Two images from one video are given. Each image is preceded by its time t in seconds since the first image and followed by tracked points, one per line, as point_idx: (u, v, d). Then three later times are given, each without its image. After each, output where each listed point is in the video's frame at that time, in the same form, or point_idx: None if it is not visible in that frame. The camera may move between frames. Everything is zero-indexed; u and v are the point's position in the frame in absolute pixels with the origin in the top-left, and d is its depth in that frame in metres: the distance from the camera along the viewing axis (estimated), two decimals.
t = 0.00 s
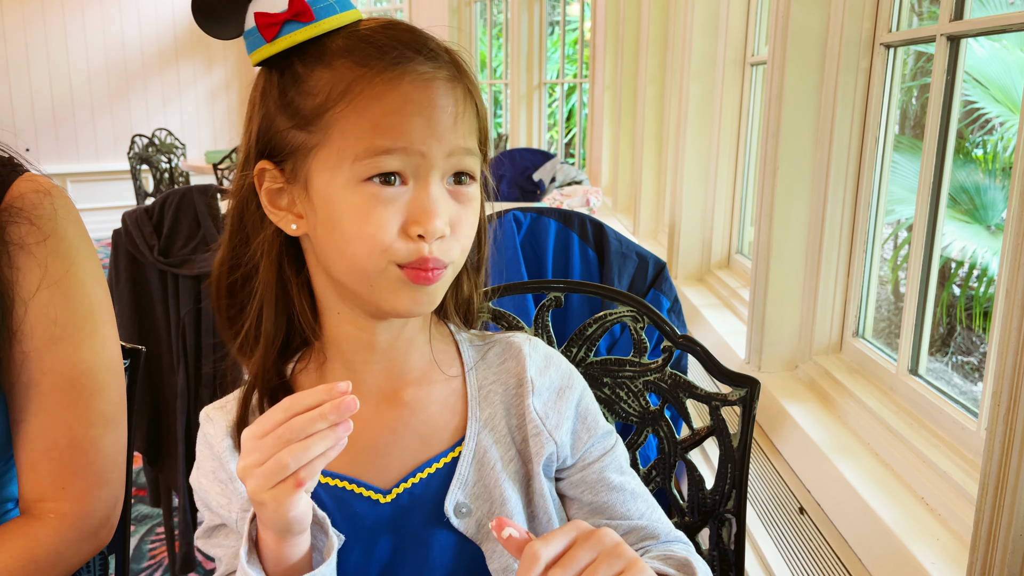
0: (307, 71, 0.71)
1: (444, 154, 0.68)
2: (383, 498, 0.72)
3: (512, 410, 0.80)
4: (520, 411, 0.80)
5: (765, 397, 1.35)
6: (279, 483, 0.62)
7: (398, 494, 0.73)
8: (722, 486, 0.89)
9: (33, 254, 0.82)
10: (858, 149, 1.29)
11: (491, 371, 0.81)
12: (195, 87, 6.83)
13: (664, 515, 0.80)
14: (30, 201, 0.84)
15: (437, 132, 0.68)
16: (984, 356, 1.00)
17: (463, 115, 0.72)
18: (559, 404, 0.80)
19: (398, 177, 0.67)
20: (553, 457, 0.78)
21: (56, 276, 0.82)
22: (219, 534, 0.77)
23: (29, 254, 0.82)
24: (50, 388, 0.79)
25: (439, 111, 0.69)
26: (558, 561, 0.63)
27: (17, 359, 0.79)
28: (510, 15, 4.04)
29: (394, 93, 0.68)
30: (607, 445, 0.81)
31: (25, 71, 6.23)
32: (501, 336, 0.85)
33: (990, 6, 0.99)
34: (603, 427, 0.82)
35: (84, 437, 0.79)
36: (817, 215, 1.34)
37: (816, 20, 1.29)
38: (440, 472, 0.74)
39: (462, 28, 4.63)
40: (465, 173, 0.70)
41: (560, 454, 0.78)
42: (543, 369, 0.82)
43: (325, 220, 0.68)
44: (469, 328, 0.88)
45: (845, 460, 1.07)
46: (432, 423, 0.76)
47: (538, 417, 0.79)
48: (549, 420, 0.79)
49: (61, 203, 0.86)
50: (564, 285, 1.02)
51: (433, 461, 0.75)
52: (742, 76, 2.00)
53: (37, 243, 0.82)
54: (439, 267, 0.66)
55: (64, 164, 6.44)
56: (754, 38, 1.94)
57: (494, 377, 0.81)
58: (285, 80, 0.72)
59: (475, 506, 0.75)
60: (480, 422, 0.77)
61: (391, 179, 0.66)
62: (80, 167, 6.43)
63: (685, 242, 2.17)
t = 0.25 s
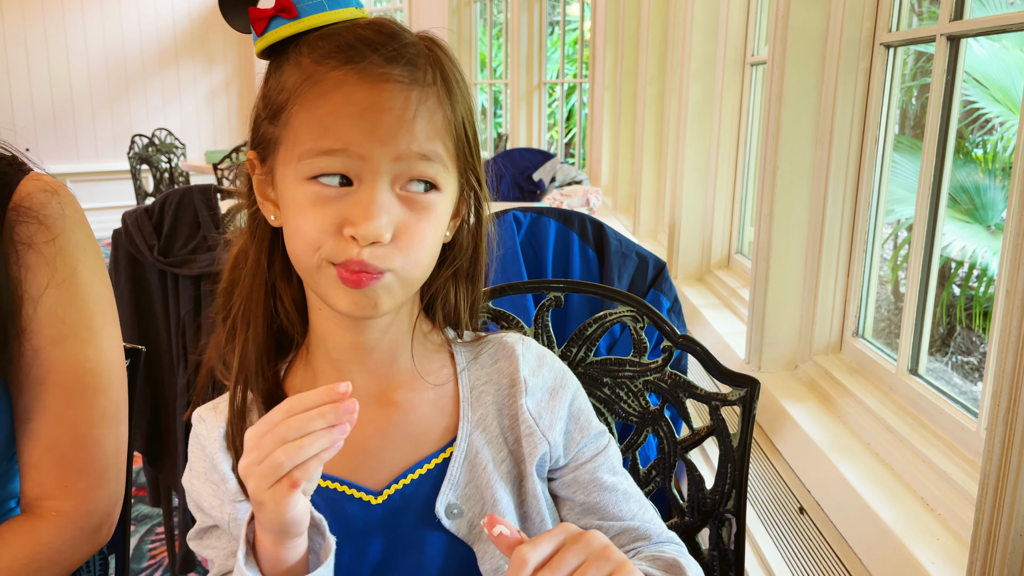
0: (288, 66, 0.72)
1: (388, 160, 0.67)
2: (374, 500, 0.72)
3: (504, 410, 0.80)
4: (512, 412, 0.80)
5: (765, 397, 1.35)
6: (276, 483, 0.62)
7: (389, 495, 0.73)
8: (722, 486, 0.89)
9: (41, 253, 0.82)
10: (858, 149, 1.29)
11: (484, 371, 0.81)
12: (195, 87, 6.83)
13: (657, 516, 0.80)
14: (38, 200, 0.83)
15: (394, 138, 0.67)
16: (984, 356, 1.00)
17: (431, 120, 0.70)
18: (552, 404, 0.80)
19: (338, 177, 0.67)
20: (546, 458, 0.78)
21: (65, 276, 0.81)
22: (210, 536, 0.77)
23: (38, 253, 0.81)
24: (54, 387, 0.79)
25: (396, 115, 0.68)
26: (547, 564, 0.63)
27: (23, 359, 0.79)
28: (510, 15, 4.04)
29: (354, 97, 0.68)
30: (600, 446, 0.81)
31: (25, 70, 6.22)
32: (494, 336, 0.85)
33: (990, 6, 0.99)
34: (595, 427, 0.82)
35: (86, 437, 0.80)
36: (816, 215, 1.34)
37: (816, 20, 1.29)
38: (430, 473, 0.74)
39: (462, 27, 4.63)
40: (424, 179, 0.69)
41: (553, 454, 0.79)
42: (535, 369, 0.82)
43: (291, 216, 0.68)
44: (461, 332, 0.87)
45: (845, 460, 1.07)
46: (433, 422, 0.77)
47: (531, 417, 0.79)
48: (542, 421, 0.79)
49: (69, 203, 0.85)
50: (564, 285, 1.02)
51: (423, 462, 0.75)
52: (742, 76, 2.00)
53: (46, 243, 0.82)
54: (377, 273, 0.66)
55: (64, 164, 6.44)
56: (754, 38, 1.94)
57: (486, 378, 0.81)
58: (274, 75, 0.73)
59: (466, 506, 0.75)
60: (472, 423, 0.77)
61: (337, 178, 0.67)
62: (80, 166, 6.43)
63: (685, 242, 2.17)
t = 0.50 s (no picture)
0: (305, 69, 0.70)
1: (444, 161, 0.68)
2: (378, 500, 0.72)
3: (504, 407, 0.80)
4: (512, 408, 0.80)
5: (766, 397, 1.35)
6: (246, 502, 0.61)
7: (393, 494, 0.73)
8: (722, 486, 0.89)
9: (46, 256, 0.82)
10: (858, 149, 1.29)
11: (483, 368, 0.81)
12: (195, 87, 6.83)
13: (656, 509, 0.80)
14: (44, 202, 0.84)
15: (443, 138, 0.69)
16: (984, 356, 1.00)
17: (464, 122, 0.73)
18: (551, 399, 0.80)
19: (394, 181, 0.66)
20: (546, 453, 0.78)
21: (69, 278, 0.82)
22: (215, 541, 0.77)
23: (43, 256, 0.82)
24: (60, 389, 0.79)
25: (441, 117, 0.69)
26: (552, 568, 0.63)
27: (26, 361, 0.79)
28: (509, 15, 4.04)
29: (399, 98, 0.69)
30: (598, 440, 0.81)
31: (24, 71, 6.23)
32: (493, 332, 0.85)
33: (989, 6, 0.99)
34: (594, 421, 0.82)
35: (90, 439, 0.79)
36: (816, 215, 1.34)
37: (816, 20, 1.29)
38: (433, 472, 0.74)
39: (462, 28, 4.63)
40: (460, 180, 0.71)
41: (553, 449, 0.78)
42: (533, 365, 0.82)
43: (319, 219, 0.67)
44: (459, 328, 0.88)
45: (845, 460, 1.07)
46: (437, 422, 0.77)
47: (530, 413, 0.78)
48: (541, 416, 0.78)
49: (74, 205, 0.86)
50: (564, 285, 1.01)
51: (426, 461, 0.75)
52: (741, 76, 2.00)
53: (51, 245, 0.82)
54: (433, 271, 0.66)
55: (64, 164, 6.44)
56: (753, 38, 1.94)
57: (486, 374, 0.81)
58: (280, 77, 0.71)
59: (469, 503, 0.75)
60: (473, 420, 0.77)
61: (393, 183, 0.67)
62: (80, 167, 6.43)
63: (685, 241, 2.17)
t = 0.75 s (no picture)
0: (318, 72, 0.70)
1: (462, 162, 0.70)
2: (381, 498, 0.72)
3: (508, 406, 0.79)
4: (516, 407, 0.79)
5: (766, 397, 1.35)
6: (229, 525, 0.60)
7: (396, 493, 0.73)
8: (722, 486, 0.89)
9: (47, 256, 0.82)
10: (858, 149, 1.29)
11: (487, 367, 0.81)
12: (195, 87, 6.83)
13: (659, 509, 0.80)
14: (44, 203, 0.84)
15: (459, 140, 0.70)
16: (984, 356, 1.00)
17: (476, 122, 0.74)
18: (555, 399, 0.80)
19: (414, 186, 0.67)
20: (550, 452, 0.78)
21: (69, 279, 0.82)
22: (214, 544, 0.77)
23: (43, 256, 0.82)
24: (58, 390, 0.79)
25: (456, 119, 0.70)
26: (552, 569, 0.63)
27: (26, 361, 0.79)
28: (509, 15, 4.04)
29: (416, 101, 0.69)
30: (602, 440, 0.81)
31: (24, 71, 6.23)
32: (496, 332, 0.85)
33: (989, 6, 0.99)
34: (598, 421, 0.81)
35: (90, 439, 0.79)
36: (816, 215, 1.34)
37: (816, 20, 1.29)
38: (437, 470, 0.74)
39: (462, 28, 4.63)
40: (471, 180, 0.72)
41: (557, 449, 0.78)
42: (537, 365, 0.82)
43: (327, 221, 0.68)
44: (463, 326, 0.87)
45: (845, 460, 1.07)
46: (439, 422, 0.77)
47: (534, 412, 0.78)
48: (545, 416, 0.78)
49: (74, 206, 0.86)
50: (564, 285, 1.01)
51: (430, 459, 0.75)
52: (741, 76, 2.00)
53: (51, 246, 0.82)
54: (451, 273, 0.67)
55: (64, 164, 6.44)
56: (754, 38, 1.94)
57: (490, 373, 0.81)
58: (290, 80, 0.71)
59: (473, 502, 0.75)
60: (477, 419, 0.77)
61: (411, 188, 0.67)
62: (80, 166, 6.43)
63: (685, 241, 2.17)
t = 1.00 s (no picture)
0: (323, 75, 0.70)
1: (468, 161, 0.70)
2: (385, 497, 0.73)
3: (513, 406, 0.79)
4: (521, 408, 0.79)
5: (765, 397, 1.35)
6: (223, 546, 0.61)
7: (400, 492, 0.73)
8: (722, 486, 0.89)
9: (46, 256, 0.82)
10: (858, 149, 1.29)
11: (493, 366, 0.81)
12: (195, 87, 6.83)
13: (663, 512, 0.80)
14: (43, 202, 0.84)
15: (466, 139, 0.70)
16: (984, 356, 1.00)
17: (481, 120, 0.74)
18: (561, 400, 0.79)
19: (422, 186, 0.67)
20: (555, 453, 0.78)
21: (68, 278, 0.82)
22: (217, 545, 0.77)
23: (42, 256, 0.82)
24: (59, 389, 0.79)
25: (461, 118, 0.70)
26: (552, 567, 0.63)
27: (25, 360, 0.79)
28: (509, 15, 4.04)
29: (422, 102, 0.69)
30: (608, 442, 0.80)
31: (24, 71, 6.23)
32: (503, 330, 0.85)
33: (989, 6, 0.99)
34: (603, 423, 0.81)
35: (90, 439, 0.79)
36: (816, 215, 1.34)
37: (816, 20, 1.29)
38: (442, 469, 0.74)
39: (462, 28, 4.63)
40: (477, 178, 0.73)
41: (562, 450, 0.78)
42: (544, 365, 0.81)
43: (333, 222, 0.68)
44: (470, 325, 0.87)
45: (845, 460, 1.07)
46: (441, 422, 0.77)
47: (540, 414, 0.78)
48: (551, 417, 0.78)
49: (74, 205, 0.86)
50: (564, 285, 1.01)
51: (435, 458, 0.75)
52: (742, 76, 2.00)
53: (50, 246, 0.82)
54: (461, 273, 0.68)
55: (64, 164, 6.44)
56: (754, 37, 1.93)
57: (496, 373, 0.81)
58: (294, 83, 0.71)
59: (476, 502, 0.75)
60: (482, 419, 0.77)
61: (420, 188, 0.67)
62: (80, 166, 6.43)
63: (685, 241, 2.17)
